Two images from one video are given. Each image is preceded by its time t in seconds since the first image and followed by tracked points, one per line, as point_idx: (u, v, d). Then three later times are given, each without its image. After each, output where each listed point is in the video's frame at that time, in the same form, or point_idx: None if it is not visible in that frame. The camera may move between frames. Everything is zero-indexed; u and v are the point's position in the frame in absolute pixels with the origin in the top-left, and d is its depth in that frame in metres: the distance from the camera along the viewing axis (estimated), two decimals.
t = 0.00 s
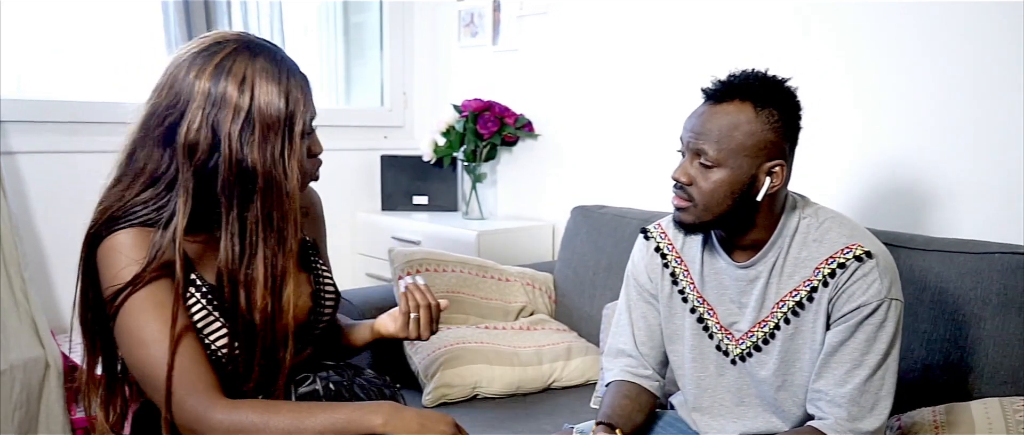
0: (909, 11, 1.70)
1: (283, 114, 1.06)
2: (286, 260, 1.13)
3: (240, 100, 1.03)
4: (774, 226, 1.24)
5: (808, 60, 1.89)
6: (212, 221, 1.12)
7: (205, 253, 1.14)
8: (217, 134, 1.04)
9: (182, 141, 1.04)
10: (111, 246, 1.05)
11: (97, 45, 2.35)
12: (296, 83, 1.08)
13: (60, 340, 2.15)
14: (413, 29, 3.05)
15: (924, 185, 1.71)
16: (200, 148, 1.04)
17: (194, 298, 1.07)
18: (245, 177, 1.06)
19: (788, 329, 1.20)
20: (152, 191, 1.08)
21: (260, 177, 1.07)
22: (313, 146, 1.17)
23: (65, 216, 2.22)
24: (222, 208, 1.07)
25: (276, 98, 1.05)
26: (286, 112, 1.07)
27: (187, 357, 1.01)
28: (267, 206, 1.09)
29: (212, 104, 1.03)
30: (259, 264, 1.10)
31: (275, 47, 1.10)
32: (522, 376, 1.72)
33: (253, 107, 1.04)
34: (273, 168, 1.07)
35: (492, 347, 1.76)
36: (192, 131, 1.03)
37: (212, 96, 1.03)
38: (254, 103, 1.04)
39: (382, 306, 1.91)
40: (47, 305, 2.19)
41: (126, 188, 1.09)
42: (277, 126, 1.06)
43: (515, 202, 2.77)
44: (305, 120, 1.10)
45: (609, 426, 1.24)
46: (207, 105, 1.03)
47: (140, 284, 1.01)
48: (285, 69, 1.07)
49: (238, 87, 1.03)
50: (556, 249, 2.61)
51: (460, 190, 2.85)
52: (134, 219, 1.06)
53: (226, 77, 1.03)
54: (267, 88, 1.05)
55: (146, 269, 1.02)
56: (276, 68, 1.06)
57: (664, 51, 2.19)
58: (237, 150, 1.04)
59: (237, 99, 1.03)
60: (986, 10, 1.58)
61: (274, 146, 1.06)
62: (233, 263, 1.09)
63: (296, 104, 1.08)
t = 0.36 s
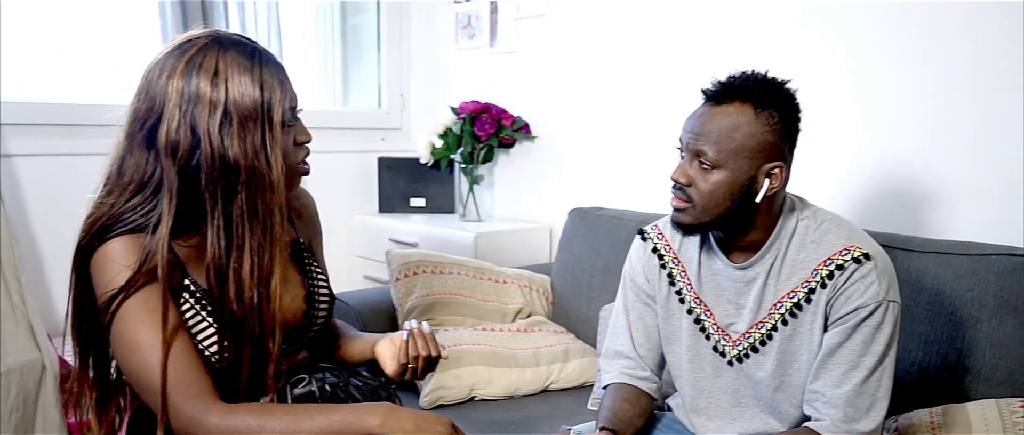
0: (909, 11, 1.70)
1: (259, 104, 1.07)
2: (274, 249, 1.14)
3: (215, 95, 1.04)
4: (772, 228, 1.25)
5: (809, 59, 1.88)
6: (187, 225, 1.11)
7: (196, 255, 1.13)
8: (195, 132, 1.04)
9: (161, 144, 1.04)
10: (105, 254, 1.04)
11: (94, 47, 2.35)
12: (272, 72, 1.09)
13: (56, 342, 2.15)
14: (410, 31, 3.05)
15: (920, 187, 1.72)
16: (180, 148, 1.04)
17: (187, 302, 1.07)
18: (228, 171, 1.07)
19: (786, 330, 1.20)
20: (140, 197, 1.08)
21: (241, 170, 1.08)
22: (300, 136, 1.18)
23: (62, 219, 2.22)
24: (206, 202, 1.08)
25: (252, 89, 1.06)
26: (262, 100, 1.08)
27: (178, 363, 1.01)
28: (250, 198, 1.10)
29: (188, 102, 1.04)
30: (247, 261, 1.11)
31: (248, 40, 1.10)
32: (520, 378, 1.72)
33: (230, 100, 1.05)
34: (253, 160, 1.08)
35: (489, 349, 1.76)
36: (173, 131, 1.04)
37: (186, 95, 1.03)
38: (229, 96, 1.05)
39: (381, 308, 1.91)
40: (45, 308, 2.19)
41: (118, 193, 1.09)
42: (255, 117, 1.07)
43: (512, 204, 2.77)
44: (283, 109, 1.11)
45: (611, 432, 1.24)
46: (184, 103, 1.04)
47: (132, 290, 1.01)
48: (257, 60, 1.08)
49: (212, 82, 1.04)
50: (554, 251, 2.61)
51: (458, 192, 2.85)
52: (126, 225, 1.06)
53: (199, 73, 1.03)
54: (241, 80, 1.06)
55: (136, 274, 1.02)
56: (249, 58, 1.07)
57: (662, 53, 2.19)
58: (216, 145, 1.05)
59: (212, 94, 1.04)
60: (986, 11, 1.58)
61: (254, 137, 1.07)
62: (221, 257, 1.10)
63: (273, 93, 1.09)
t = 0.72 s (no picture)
0: (909, 11, 1.70)
1: (244, 104, 1.06)
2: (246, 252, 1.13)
3: (201, 97, 1.03)
4: (768, 227, 1.25)
5: (808, 59, 1.89)
6: (161, 226, 1.09)
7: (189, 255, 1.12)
8: (179, 134, 1.03)
9: (146, 148, 1.04)
10: (95, 259, 1.03)
11: (92, 45, 2.35)
12: (256, 69, 1.07)
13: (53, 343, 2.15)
14: (408, 30, 3.05)
15: (917, 187, 1.72)
16: (164, 153, 1.04)
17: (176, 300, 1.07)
18: (207, 172, 1.06)
19: (782, 329, 1.21)
20: (121, 200, 1.06)
21: (225, 171, 1.07)
22: (292, 131, 1.15)
23: (59, 218, 2.21)
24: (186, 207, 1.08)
25: (236, 89, 1.05)
26: (246, 99, 1.06)
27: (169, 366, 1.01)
28: (229, 195, 1.08)
29: (173, 106, 1.03)
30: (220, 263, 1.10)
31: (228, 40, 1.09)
32: (517, 378, 1.72)
33: (214, 101, 1.04)
34: (235, 161, 1.07)
35: (487, 349, 1.76)
36: (157, 134, 1.03)
37: (172, 98, 1.02)
38: (216, 97, 1.04)
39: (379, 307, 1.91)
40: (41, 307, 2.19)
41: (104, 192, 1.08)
42: (240, 117, 1.06)
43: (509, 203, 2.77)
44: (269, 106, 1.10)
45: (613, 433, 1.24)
46: (170, 108, 1.03)
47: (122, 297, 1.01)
48: (240, 60, 1.06)
49: (197, 84, 1.03)
50: (551, 251, 2.61)
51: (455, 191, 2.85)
52: (110, 228, 1.05)
53: (183, 77, 1.02)
54: (225, 81, 1.04)
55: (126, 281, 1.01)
56: (230, 59, 1.05)
57: (660, 52, 2.19)
58: (199, 148, 1.04)
59: (198, 96, 1.03)
60: (986, 11, 1.58)
61: (238, 138, 1.06)
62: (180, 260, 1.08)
63: (257, 92, 1.07)
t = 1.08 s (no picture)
0: (908, 11, 1.70)
1: (247, 85, 1.05)
2: (285, 243, 1.13)
3: (205, 88, 1.03)
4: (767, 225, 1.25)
5: (808, 59, 1.89)
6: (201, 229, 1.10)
7: (217, 264, 1.13)
8: (195, 131, 1.02)
9: (162, 156, 1.02)
10: (119, 273, 1.00)
11: (92, 44, 2.35)
12: (252, 54, 1.07)
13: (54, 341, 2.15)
14: (408, 29, 3.05)
15: (918, 186, 1.72)
16: (182, 151, 1.02)
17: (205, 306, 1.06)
18: (234, 160, 1.05)
19: (781, 327, 1.21)
20: (144, 215, 1.04)
21: (246, 157, 1.06)
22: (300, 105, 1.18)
23: (60, 216, 2.21)
24: (221, 191, 1.05)
25: (240, 72, 1.05)
26: (248, 81, 1.06)
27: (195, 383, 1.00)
28: (262, 185, 1.09)
29: (180, 104, 1.02)
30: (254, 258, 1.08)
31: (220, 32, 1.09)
32: (517, 376, 1.72)
33: (217, 85, 1.03)
34: (256, 142, 1.07)
35: (487, 347, 1.76)
36: (172, 136, 1.02)
37: (176, 98, 1.02)
38: (219, 84, 1.03)
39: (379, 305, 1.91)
40: (42, 307, 2.19)
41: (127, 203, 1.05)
42: (249, 98, 1.06)
43: (510, 202, 2.78)
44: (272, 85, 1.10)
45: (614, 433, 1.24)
46: (177, 104, 1.02)
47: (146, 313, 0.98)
48: (233, 44, 1.06)
49: (198, 77, 1.02)
50: (552, 250, 2.61)
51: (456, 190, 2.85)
52: (135, 236, 1.02)
53: (183, 72, 1.02)
54: (225, 68, 1.04)
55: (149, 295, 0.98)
56: (225, 44, 1.05)
57: (660, 51, 2.19)
58: (215, 134, 1.03)
59: (202, 87, 1.02)
60: (985, 11, 1.58)
61: (248, 117, 1.05)
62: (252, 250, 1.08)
63: (258, 70, 1.07)
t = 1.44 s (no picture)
0: (909, 11, 1.69)
1: (253, 88, 1.08)
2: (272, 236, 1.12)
3: (211, 84, 1.05)
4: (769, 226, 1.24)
5: (810, 60, 1.88)
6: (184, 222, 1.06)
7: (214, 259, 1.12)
8: (194, 122, 1.05)
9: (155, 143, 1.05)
10: (124, 268, 1.01)
11: (95, 45, 2.35)
12: (262, 58, 1.09)
13: (57, 342, 2.15)
14: (410, 29, 3.05)
15: (921, 186, 1.71)
16: (180, 140, 1.05)
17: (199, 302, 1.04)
18: (223, 154, 1.08)
19: (783, 328, 1.20)
20: (142, 205, 1.05)
21: (239, 154, 1.08)
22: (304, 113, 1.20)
23: (64, 215, 2.22)
24: (201, 182, 1.07)
25: (248, 74, 1.07)
26: (256, 83, 1.08)
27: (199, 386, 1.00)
28: (246, 178, 1.09)
29: (186, 96, 1.05)
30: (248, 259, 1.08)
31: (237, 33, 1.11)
32: (520, 376, 1.72)
33: (224, 84, 1.06)
34: (249, 140, 1.08)
35: (490, 348, 1.76)
36: (173, 125, 1.05)
37: (183, 87, 1.04)
38: (225, 82, 1.06)
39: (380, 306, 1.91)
40: (46, 307, 2.19)
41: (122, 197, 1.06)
42: (253, 99, 1.08)
43: (513, 203, 2.77)
44: (278, 90, 1.12)
45: None
46: (180, 92, 1.05)
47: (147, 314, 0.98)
48: (247, 47, 1.09)
49: (205, 72, 1.05)
50: (555, 250, 2.61)
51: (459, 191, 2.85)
52: (135, 232, 1.03)
53: (192, 66, 1.05)
54: (235, 67, 1.07)
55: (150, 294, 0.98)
56: (237, 47, 1.08)
57: (662, 51, 2.19)
58: (213, 128, 1.06)
59: (208, 82, 1.05)
60: (986, 10, 1.58)
61: (249, 118, 1.08)
62: (203, 244, 1.06)
63: (267, 76, 1.09)
